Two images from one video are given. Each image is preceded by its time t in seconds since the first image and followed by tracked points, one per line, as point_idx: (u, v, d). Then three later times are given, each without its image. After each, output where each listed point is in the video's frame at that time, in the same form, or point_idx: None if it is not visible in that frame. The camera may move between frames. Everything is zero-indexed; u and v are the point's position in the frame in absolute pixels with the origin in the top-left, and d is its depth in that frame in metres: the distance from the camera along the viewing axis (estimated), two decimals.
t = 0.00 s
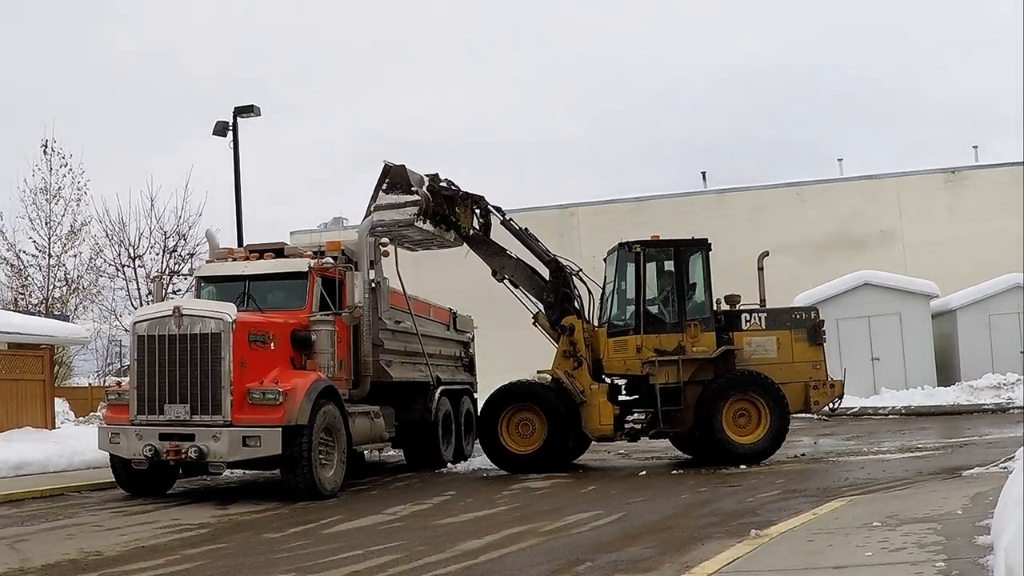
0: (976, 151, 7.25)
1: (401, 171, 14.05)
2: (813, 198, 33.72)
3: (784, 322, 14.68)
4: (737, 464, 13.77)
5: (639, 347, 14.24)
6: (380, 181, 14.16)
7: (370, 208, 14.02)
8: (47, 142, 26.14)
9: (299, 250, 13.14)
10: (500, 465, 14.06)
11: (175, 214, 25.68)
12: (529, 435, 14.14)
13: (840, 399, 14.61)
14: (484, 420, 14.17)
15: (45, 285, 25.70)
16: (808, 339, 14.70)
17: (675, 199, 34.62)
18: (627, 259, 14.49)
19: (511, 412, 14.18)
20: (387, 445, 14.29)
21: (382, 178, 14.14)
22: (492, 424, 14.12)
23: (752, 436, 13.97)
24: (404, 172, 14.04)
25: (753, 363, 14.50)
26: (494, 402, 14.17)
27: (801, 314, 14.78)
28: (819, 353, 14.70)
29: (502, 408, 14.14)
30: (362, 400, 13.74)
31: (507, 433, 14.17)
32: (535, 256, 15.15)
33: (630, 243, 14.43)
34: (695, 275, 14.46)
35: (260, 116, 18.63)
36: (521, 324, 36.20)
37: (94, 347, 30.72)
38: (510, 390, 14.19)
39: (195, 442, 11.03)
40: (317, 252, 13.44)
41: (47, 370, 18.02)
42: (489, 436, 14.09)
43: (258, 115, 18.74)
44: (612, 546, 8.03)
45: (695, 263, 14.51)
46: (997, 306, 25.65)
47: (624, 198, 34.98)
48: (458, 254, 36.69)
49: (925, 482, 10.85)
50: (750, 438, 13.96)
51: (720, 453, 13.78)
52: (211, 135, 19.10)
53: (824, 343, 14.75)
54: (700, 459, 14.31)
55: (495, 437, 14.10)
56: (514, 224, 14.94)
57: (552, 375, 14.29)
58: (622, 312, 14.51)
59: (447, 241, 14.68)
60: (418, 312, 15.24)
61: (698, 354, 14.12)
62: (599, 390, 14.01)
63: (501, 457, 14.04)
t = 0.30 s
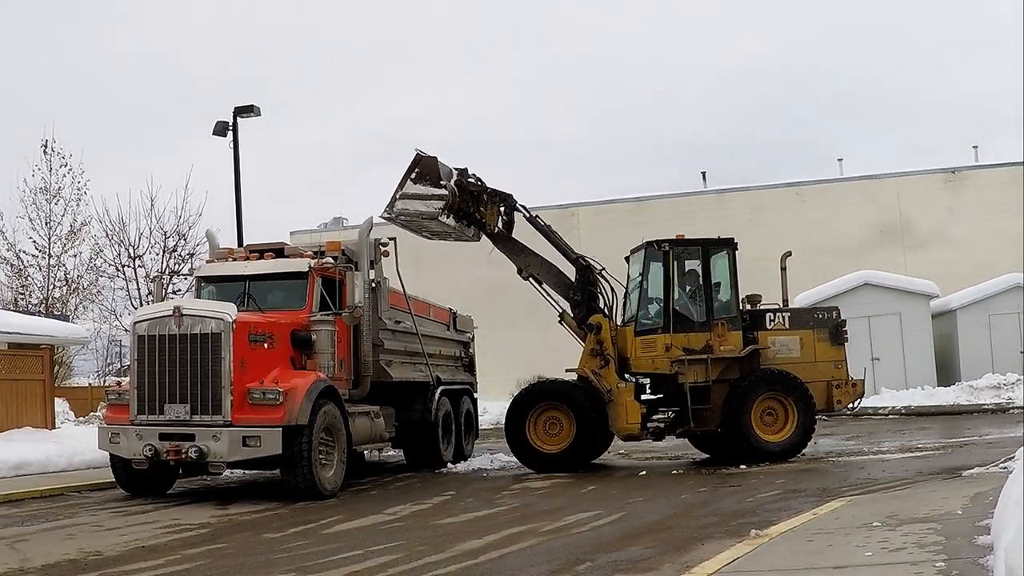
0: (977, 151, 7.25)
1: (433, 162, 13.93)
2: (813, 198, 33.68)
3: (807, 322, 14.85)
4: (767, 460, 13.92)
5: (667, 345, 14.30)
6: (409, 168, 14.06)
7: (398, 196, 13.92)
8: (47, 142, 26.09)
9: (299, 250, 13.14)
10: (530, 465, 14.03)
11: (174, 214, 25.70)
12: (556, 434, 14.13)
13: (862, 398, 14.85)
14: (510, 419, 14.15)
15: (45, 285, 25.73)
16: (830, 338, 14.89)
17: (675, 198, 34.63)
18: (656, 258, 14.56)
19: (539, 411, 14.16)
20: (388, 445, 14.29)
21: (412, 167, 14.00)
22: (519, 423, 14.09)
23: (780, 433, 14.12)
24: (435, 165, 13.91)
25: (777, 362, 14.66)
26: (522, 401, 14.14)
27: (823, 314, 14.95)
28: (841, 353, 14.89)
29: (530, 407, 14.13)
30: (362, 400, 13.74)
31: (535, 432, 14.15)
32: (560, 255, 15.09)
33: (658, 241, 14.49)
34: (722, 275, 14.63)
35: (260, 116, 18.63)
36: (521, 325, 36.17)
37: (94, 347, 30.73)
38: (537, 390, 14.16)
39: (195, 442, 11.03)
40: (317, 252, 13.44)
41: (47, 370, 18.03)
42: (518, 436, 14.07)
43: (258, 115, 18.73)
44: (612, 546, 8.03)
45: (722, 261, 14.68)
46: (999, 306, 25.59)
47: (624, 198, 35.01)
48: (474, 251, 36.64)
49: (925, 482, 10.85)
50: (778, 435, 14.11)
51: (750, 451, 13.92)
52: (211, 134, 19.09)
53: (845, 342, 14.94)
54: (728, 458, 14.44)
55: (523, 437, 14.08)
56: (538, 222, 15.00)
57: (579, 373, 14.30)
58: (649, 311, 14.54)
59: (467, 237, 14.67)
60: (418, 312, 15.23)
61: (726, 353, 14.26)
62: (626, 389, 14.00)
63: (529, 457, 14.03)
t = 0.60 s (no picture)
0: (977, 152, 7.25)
1: (469, 155, 14.09)
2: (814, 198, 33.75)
3: (832, 321, 15.15)
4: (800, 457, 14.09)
5: (702, 344, 14.36)
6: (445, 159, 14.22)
7: (429, 184, 14.13)
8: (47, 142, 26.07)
9: (299, 250, 13.14)
10: (564, 465, 13.93)
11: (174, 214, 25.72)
12: (590, 433, 14.03)
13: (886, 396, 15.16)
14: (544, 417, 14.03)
15: (45, 285, 25.73)
16: (854, 338, 15.19)
17: (675, 199, 34.66)
18: (689, 256, 14.61)
19: (573, 410, 14.04)
20: (387, 445, 14.29)
21: (448, 157, 14.16)
22: (553, 423, 13.97)
23: (810, 432, 14.32)
24: (472, 158, 14.11)
25: (805, 361, 14.90)
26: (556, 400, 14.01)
27: (847, 313, 15.26)
28: (865, 352, 15.22)
29: (563, 406, 14.00)
30: (362, 400, 13.74)
31: (568, 431, 14.05)
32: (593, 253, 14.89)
33: (692, 240, 14.56)
34: (753, 273, 14.83)
35: (260, 116, 18.62)
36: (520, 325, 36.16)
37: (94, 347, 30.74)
38: (571, 389, 14.05)
39: (195, 442, 11.02)
40: (316, 252, 13.44)
41: (46, 370, 18.02)
42: (552, 435, 13.95)
43: (258, 115, 18.72)
44: (612, 546, 8.03)
45: (753, 259, 14.87)
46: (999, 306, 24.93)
47: (624, 198, 35.05)
48: (475, 251, 36.65)
49: (925, 482, 10.85)
50: (809, 433, 14.31)
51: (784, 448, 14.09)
52: (211, 134, 19.08)
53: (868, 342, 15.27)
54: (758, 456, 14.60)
55: (557, 436, 13.96)
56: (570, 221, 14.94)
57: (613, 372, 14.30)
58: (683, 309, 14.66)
59: (490, 234, 14.61)
60: (417, 312, 15.23)
61: (757, 351, 14.47)
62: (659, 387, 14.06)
63: (564, 456, 13.93)
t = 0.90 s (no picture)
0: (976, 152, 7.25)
1: (511, 149, 14.20)
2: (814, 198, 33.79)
3: (858, 321, 15.45)
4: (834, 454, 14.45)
5: (739, 342, 14.48)
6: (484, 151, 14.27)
7: (467, 174, 14.18)
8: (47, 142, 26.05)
9: (299, 250, 13.15)
10: (600, 461, 13.89)
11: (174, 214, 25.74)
12: (627, 431, 13.98)
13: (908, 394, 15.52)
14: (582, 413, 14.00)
15: (45, 285, 25.71)
16: (878, 337, 15.52)
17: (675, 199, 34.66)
18: (726, 254, 14.77)
19: (611, 408, 14.00)
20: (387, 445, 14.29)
21: (488, 150, 14.23)
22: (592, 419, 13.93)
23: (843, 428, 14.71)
24: (513, 152, 14.21)
25: (834, 359, 15.15)
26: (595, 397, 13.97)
27: (872, 313, 15.54)
28: (887, 351, 15.58)
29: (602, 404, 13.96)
30: (362, 400, 13.74)
31: (607, 429, 14.01)
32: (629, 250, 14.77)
33: (729, 238, 14.75)
34: (786, 272, 15.08)
35: (261, 116, 18.62)
36: (520, 325, 36.15)
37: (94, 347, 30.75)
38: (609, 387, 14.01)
39: (195, 442, 11.03)
40: (316, 252, 13.44)
41: (46, 370, 18.02)
42: (590, 432, 13.91)
43: (258, 115, 18.73)
44: (612, 546, 8.03)
45: (786, 258, 15.11)
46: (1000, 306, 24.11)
47: (624, 198, 35.07)
48: (474, 251, 36.64)
49: (925, 482, 10.85)
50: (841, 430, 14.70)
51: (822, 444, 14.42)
52: (211, 134, 19.08)
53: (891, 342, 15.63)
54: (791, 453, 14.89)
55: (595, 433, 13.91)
56: (606, 216, 14.77)
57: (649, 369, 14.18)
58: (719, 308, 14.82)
59: (518, 229, 14.63)
60: (417, 312, 15.24)
61: (791, 349, 14.74)
62: (694, 386, 13.89)
63: (602, 453, 13.88)
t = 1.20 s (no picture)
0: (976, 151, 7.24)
1: (552, 146, 14.20)
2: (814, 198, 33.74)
3: (883, 320, 15.64)
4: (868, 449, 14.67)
5: (778, 340, 14.59)
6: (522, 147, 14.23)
7: (508, 170, 14.09)
8: (48, 142, 26.04)
9: (298, 250, 13.14)
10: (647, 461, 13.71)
11: (174, 213, 25.76)
12: (670, 429, 13.89)
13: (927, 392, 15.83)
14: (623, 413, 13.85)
15: (45, 285, 25.70)
16: (899, 336, 15.77)
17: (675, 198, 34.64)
18: (764, 253, 14.77)
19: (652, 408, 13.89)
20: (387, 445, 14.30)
21: (529, 146, 14.19)
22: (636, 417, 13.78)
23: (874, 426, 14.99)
24: (553, 149, 14.21)
25: (862, 358, 15.32)
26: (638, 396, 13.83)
27: (893, 313, 15.80)
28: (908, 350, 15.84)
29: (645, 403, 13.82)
30: (362, 401, 13.74)
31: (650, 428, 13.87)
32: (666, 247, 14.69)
33: (767, 236, 14.74)
34: (819, 270, 15.17)
35: (261, 116, 18.60)
36: (520, 325, 36.14)
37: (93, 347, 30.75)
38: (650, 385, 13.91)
39: (195, 442, 11.03)
40: (316, 252, 13.43)
41: (46, 370, 18.02)
42: (634, 431, 13.73)
43: (258, 115, 18.71)
44: (611, 546, 8.02)
45: (819, 256, 15.19)
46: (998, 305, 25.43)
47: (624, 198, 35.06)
48: (474, 251, 36.64)
49: (925, 482, 10.84)
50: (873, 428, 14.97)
51: (857, 440, 14.65)
52: (211, 134, 19.06)
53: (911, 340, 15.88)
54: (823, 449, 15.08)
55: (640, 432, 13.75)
56: (643, 214, 14.67)
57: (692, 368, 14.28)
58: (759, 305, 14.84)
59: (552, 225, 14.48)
60: (417, 312, 15.25)
61: (826, 347, 14.92)
62: (736, 386, 14.16)
63: (648, 452, 13.72)
